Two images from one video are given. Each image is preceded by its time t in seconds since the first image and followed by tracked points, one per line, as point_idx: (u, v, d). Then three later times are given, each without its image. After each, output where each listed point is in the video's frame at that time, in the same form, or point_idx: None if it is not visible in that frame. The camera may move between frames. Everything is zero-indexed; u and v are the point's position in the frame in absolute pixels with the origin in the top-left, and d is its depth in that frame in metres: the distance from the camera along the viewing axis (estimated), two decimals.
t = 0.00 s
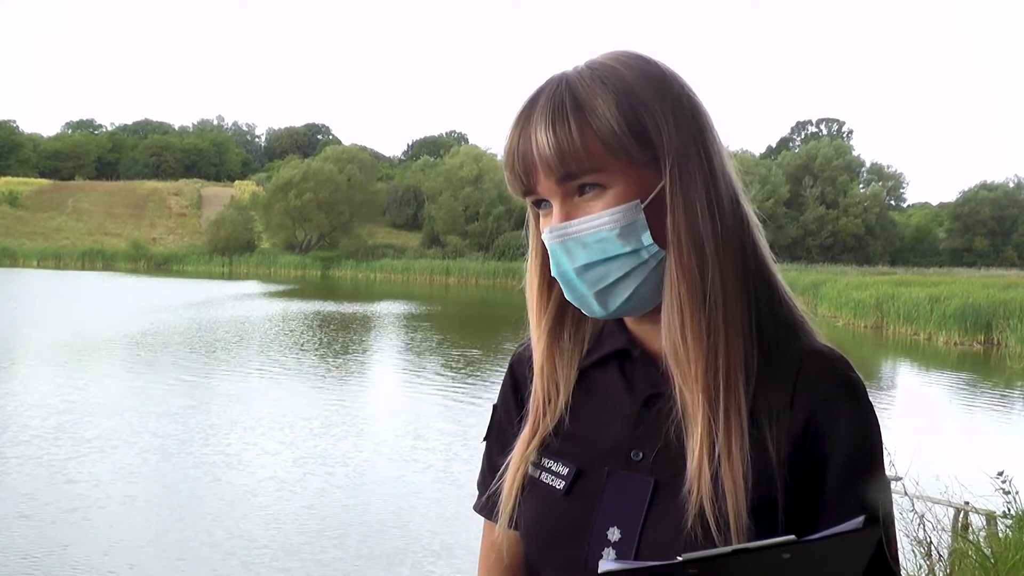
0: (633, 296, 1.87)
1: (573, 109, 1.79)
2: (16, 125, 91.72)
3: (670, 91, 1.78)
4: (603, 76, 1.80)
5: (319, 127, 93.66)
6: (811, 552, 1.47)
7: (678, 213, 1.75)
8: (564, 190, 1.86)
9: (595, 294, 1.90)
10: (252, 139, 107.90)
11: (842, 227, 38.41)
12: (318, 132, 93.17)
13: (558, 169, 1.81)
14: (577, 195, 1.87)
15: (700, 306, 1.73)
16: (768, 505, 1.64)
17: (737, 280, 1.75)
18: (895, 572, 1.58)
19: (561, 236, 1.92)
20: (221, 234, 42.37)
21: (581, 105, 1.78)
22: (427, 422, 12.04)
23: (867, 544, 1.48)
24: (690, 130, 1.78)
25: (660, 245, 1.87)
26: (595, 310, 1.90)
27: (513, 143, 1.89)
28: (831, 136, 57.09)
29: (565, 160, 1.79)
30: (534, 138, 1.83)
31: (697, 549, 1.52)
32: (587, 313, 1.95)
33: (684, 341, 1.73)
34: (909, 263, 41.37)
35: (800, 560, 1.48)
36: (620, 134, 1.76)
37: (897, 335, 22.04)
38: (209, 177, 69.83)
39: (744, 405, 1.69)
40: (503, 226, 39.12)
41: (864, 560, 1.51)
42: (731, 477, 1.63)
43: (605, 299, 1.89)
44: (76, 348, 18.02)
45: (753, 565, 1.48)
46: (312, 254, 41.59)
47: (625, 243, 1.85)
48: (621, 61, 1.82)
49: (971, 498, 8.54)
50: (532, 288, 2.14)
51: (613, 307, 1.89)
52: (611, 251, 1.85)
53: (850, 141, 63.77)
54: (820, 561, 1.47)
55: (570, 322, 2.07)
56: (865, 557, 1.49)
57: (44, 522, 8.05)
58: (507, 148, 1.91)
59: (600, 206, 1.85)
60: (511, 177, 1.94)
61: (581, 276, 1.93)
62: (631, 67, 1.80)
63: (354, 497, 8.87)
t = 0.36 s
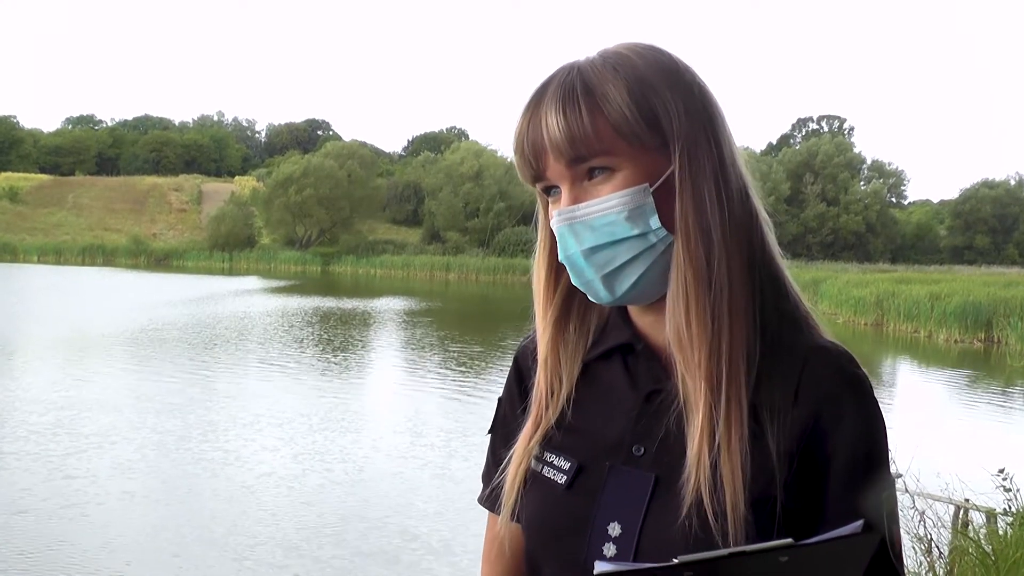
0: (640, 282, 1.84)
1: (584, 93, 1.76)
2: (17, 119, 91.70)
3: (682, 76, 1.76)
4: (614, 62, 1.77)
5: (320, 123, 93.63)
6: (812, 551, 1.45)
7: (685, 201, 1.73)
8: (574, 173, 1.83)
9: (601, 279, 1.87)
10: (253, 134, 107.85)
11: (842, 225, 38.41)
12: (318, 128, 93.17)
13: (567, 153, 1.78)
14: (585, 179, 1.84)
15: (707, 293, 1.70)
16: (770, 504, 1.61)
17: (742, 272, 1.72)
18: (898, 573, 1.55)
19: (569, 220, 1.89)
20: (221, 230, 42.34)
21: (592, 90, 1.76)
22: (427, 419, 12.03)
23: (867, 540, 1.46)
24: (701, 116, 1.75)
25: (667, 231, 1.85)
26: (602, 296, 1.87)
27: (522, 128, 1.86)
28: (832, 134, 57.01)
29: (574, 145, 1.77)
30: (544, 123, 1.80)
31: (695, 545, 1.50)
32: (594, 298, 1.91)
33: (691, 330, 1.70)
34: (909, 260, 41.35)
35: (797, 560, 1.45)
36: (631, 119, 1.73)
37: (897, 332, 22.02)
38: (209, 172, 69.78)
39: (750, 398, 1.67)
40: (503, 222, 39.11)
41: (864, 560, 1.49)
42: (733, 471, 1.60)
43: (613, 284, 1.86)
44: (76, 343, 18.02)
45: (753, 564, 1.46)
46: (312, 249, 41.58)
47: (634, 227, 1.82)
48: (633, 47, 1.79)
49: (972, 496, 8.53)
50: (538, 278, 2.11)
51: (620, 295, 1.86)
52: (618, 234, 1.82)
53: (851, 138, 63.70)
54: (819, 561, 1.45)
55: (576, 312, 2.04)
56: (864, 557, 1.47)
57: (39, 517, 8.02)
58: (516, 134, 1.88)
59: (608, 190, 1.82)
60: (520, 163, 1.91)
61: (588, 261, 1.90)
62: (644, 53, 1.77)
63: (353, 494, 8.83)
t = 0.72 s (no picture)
0: (647, 280, 1.86)
1: (594, 91, 1.78)
2: (18, 113, 91.70)
3: (688, 78, 1.78)
4: (625, 62, 1.79)
5: (321, 118, 93.62)
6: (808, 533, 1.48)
7: (693, 198, 1.75)
8: (582, 171, 1.85)
9: (609, 276, 1.89)
10: (254, 129, 107.89)
11: (843, 221, 38.44)
12: (320, 122, 93.16)
13: (577, 150, 1.80)
14: (594, 177, 1.86)
15: (711, 293, 1.73)
16: (769, 496, 1.63)
17: (747, 270, 1.75)
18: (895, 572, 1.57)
19: (577, 217, 1.91)
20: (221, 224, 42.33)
21: (602, 89, 1.78)
22: (428, 415, 12.06)
23: (863, 530, 1.49)
24: (708, 118, 1.77)
25: (673, 231, 1.87)
26: (608, 293, 1.89)
27: (532, 125, 1.88)
28: (833, 131, 57.05)
29: (586, 142, 1.79)
30: (555, 120, 1.82)
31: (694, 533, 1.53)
32: (601, 295, 1.93)
33: (695, 327, 1.72)
34: (910, 257, 41.38)
35: (792, 547, 1.48)
36: (640, 118, 1.75)
37: (898, 329, 22.05)
38: (210, 167, 69.80)
39: (753, 394, 1.69)
40: (504, 217, 39.13)
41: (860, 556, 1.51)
42: (733, 462, 1.62)
43: (619, 280, 1.87)
44: (77, 337, 18.05)
45: (747, 548, 1.49)
46: (313, 244, 41.61)
47: (642, 226, 1.85)
48: (644, 48, 1.81)
49: (972, 493, 8.56)
50: (542, 272, 2.14)
51: (627, 291, 1.88)
52: (626, 232, 1.85)
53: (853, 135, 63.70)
54: (817, 548, 1.48)
55: (580, 308, 2.07)
56: (864, 547, 1.49)
57: (37, 513, 8.04)
58: (526, 129, 1.90)
59: (617, 188, 1.84)
60: (528, 160, 1.93)
61: (596, 258, 1.91)
62: (654, 54, 1.79)
63: (353, 491, 8.86)
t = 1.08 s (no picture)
0: (645, 277, 1.87)
1: (599, 90, 1.78)
2: (18, 109, 91.66)
3: (692, 79, 1.78)
4: (630, 61, 1.79)
5: (321, 116, 93.55)
6: (801, 522, 1.49)
7: (693, 199, 1.75)
8: (584, 169, 1.85)
9: (607, 274, 1.89)
10: (254, 125, 107.95)
11: (843, 221, 38.48)
12: (320, 119, 93.16)
13: (581, 148, 1.81)
14: (596, 175, 1.86)
15: (712, 293, 1.73)
16: (766, 487, 1.64)
17: (747, 269, 1.75)
18: (891, 568, 1.57)
19: (579, 213, 1.91)
20: (221, 220, 42.33)
21: (607, 89, 1.78)
22: (426, 413, 12.07)
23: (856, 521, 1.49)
24: (710, 117, 1.77)
25: (674, 229, 1.87)
26: (606, 290, 1.90)
27: (535, 123, 1.89)
28: (833, 131, 57.06)
29: (591, 140, 1.79)
30: (558, 117, 1.82)
31: (691, 520, 1.54)
32: (599, 292, 1.94)
33: (694, 325, 1.73)
34: (909, 257, 41.41)
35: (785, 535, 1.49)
36: (643, 115, 1.76)
37: (897, 329, 22.06)
38: (210, 163, 69.79)
39: (751, 389, 1.69)
40: (504, 215, 39.14)
41: (855, 550, 1.51)
42: (731, 459, 1.63)
43: (617, 279, 1.88)
44: (77, 332, 18.05)
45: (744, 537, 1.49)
46: (313, 241, 41.62)
47: (642, 224, 1.85)
48: (645, 49, 1.82)
49: (969, 494, 8.57)
50: (541, 267, 2.14)
51: (625, 290, 1.88)
52: (627, 231, 1.85)
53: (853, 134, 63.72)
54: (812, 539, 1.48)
55: (578, 304, 2.07)
56: (857, 539, 1.49)
57: (34, 511, 8.01)
58: (528, 127, 1.90)
59: (618, 188, 1.85)
60: (529, 155, 1.94)
61: (595, 255, 1.91)
62: (657, 55, 1.80)
63: (352, 489, 8.85)
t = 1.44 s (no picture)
0: (644, 285, 1.88)
1: (595, 99, 1.79)
2: (19, 108, 91.69)
3: (689, 86, 1.79)
4: (625, 68, 1.80)
5: (322, 115, 93.52)
6: (801, 524, 1.49)
7: (690, 205, 1.76)
8: (582, 178, 1.85)
9: (606, 283, 1.90)
10: (256, 125, 107.96)
11: (844, 222, 38.49)
12: (321, 118, 93.17)
13: (578, 158, 1.81)
14: (594, 183, 1.87)
15: (710, 298, 1.74)
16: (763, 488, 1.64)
17: (745, 274, 1.76)
18: (890, 568, 1.58)
19: (576, 223, 1.92)
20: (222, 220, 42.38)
21: (603, 97, 1.78)
22: (426, 413, 12.07)
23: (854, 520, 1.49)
24: (706, 126, 1.78)
25: (672, 237, 1.88)
26: (605, 299, 1.91)
27: (531, 131, 1.89)
28: (834, 131, 57.00)
29: (588, 150, 1.79)
30: (555, 126, 1.83)
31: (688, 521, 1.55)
32: (597, 300, 1.95)
33: (692, 331, 1.74)
34: (910, 258, 41.42)
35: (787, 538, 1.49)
36: (639, 123, 1.76)
37: (897, 330, 22.07)
38: (212, 162, 69.77)
39: (751, 392, 1.69)
40: (504, 215, 39.15)
41: (852, 548, 1.53)
42: (729, 462, 1.64)
43: (616, 287, 1.89)
44: (77, 332, 18.05)
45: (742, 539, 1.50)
46: (314, 241, 41.62)
47: (641, 233, 1.85)
48: (641, 55, 1.82)
49: (968, 494, 8.59)
50: (539, 272, 2.15)
51: (624, 297, 1.89)
52: (625, 240, 1.85)
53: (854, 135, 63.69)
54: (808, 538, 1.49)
55: (576, 308, 2.08)
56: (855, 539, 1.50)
57: (32, 511, 8.00)
58: (524, 135, 1.91)
59: (615, 197, 1.85)
60: (527, 163, 1.94)
61: (595, 265, 1.92)
62: (653, 60, 1.80)
63: (352, 490, 8.86)
